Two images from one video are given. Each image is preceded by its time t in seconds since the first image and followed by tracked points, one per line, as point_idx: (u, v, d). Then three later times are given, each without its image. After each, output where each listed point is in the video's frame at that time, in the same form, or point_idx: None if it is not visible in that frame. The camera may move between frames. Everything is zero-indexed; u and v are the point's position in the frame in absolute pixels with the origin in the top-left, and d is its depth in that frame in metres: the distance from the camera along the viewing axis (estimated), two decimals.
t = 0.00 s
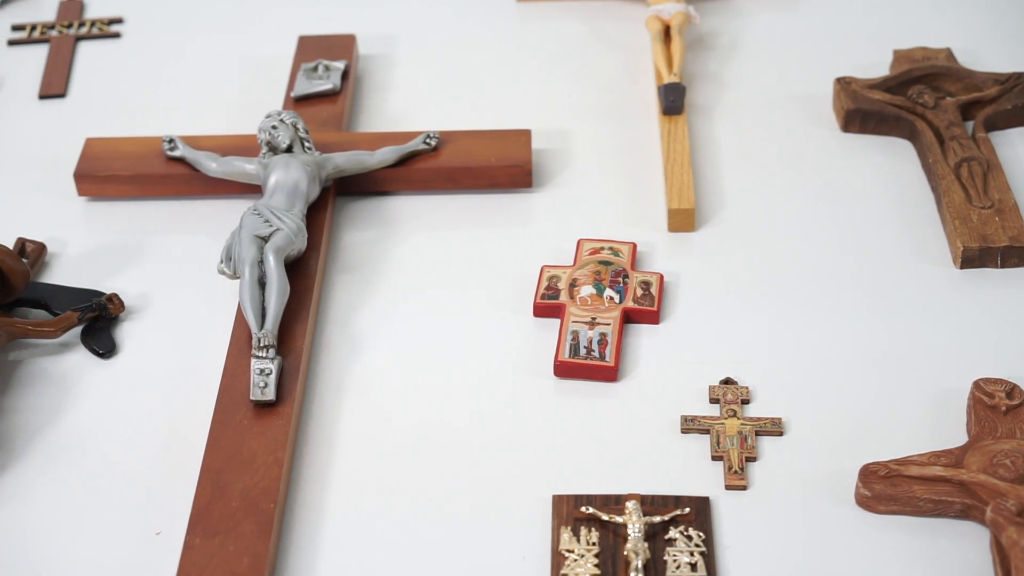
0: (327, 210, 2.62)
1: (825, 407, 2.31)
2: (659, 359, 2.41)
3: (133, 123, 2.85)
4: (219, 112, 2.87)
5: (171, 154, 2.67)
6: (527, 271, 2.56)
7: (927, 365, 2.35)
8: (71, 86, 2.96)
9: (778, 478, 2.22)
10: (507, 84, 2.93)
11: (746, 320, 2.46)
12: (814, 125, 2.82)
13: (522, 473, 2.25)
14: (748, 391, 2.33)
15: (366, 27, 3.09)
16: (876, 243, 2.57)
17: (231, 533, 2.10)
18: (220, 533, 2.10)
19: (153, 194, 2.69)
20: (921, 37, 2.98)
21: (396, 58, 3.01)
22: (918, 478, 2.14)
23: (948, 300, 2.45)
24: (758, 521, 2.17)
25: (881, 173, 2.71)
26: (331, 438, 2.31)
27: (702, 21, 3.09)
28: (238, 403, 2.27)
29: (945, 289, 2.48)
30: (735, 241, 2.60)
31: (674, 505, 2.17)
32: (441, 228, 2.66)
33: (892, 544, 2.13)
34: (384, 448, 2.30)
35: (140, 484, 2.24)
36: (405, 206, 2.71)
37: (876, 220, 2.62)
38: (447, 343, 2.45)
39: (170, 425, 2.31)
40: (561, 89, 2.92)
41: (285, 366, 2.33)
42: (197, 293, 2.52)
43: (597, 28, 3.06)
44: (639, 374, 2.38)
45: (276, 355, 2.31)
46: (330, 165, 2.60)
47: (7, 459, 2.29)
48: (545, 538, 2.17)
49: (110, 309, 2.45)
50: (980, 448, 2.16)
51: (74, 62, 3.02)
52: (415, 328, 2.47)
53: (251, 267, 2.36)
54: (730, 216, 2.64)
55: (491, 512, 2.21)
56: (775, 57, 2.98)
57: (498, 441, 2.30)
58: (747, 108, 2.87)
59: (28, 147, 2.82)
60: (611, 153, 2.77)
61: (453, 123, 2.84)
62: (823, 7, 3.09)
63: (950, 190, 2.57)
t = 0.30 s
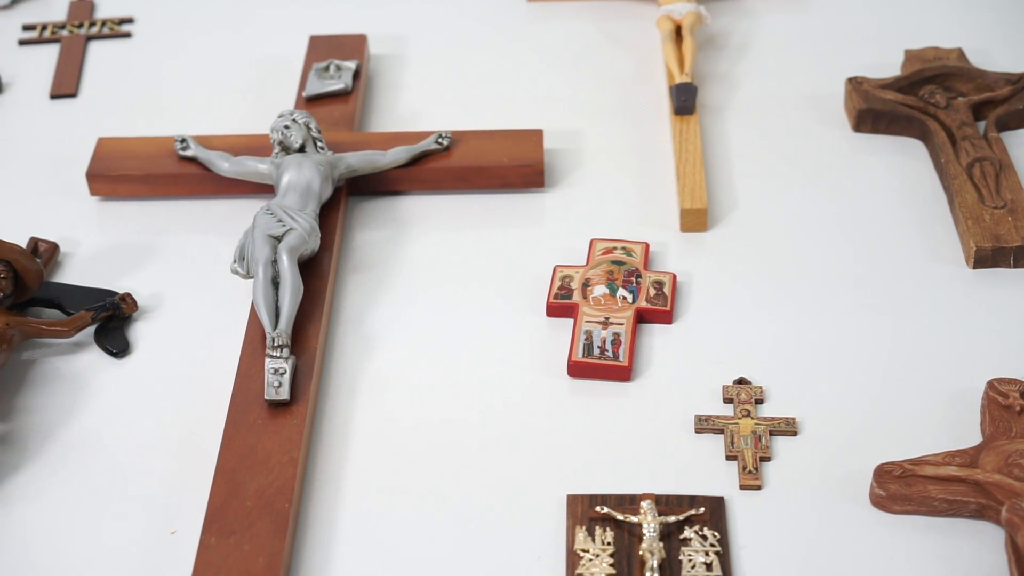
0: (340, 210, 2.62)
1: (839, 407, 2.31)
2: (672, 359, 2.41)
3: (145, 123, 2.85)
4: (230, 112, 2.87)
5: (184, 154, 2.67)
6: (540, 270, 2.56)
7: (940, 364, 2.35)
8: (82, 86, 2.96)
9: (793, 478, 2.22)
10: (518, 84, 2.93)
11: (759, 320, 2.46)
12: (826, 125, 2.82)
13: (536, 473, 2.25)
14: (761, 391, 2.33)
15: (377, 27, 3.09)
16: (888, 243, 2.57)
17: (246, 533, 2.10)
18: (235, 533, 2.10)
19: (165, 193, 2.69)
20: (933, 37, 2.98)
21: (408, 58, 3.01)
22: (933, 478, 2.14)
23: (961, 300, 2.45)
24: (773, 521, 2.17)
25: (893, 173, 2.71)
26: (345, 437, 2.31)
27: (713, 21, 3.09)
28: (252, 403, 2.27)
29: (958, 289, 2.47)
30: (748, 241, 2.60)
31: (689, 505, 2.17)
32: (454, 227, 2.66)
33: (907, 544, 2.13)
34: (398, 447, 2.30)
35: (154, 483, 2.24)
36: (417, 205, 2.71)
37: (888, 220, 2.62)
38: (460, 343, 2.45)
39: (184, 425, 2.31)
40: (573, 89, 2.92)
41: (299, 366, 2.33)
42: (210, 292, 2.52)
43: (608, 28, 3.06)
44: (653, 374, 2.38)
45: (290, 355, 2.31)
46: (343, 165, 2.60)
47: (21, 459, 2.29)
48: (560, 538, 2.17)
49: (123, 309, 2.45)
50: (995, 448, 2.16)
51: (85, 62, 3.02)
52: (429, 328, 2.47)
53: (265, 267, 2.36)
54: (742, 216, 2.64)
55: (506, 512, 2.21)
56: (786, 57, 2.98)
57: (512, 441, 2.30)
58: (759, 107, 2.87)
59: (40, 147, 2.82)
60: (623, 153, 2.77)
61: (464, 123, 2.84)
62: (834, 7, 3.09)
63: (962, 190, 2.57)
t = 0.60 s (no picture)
0: (351, 210, 2.62)
1: (852, 407, 2.31)
2: (684, 359, 2.41)
3: (155, 123, 2.85)
4: (240, 112, 2.87)
5: (194, 154, 2.67)
6: (551, 270, 2.56)
7: (953, 364, 2.35)
8: (92, 86, 2.96)
9: (806, 478, 2.22)
10: (528, 84, 2.93)
11: (771, 320, 2.46)
12: (836, 125, 2.82)
13: (549, 473, 2.25)
14: (774, 391, 2.33)
15: (386, 27, 3.09)
16: (899, 243, 2.57)
17: (259, 532, 2.10)
18: (248, 532, 2.10)
19: (176, 193, 2.69)
20: (943, 37, 2.98)
21: (417, 58, 3.01)
22: (946, 478, 2.14)
23: (973, 300, 2.45)
24: (787, 521, 2.17)
25: (903, 174, 2.71)
26: (357, 437, 2.31)
27: (722, 21, 3.09)
28: (265, 402, 2.27)
29: (970, 289, 2.47)
30: (759, 241, 2.60)
31: (702, 505, 2.17)
32: (465, 227, 2.66)
33: (920, 544, 2.13)
34: (411, 447, 2.30)
35: (167, 484, 2.24)
36: (428, 205, 2.71)
37: (899, 220, 2.62)
38: (472, 342, 2.45)
39: (197, 425, 2.31)
40: (583, 89, 2.92)
41: (311, 365, 2.33)
42: (222, 292, 2.52)
43: (618, 28, 3.06)
44: (665, 374, 2.38)
45: (302, 355, 2.31)
46: (354, 165, 2.60)
47: (33, 459, 2.29)
48: (573, 538, 2.17)
49: (135, 309, 2.45)
50: (1008, 448, 2.16)
51: (95, 62, 3.02)
52: (440, 328, 2.48)
53: (277, 267, 2.36)
54: (753, 215, 2.64)
55: (519, 512, 2.21)
56: (796, 57, 2.98)
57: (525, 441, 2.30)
58: (769, 108, 2.87)
59: (50, 147, 2.82)
60: (633, 153, 2.77)
61: (475, 123, 2.84)
62: (843, 7, 3.09)
63: (973, 190, 2.57)
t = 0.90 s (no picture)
0: (363, 210, 2.62)
1: (864, 407, 2.31)
2: (696, 359, 2.41)
3: (166, 123, 2.85)
4: (251, 112, 2.87)
5: (206, 154, 2.68)
6: (563, 270, 2.56)
7: (965, 365, 2.35)
8: (102, 86, 2.96)
9: (819, 479, 2.22)
10: (539, 84, 2.94)
11: (784, 320, 2.46)
12: (847, 125, 2.82)
13: (563, 473, 2.25)
14: (787, 391, 2.33)
15: (396, 27, 3.09)
16: (911, 243, 2.58)
17: (274, 532, 2.10)
18: (263, 532, 2.10)
19: (188, 193, 2.70)
20: (953, 38, 2.98)
21: (428, 58, 3.01)
22: (960, 478, 2.14)
23: (985, 301, 2.45)
24: (801, 522, 2.17)
25: (915, 174, 2.71)
26: (371, 437, 2.31)
27: (732, 22, 3.09)
28: (279, 402, 2.27)
29: (982, 290, 2.47)
30: (771, 242, 2.60)
31: (716, 505, 2.17)
32: (476, 227, 2.66)
33: (934, 544, 2.13)
34: (424, 447, 2.30)
35: (181, 484, 2.24)
36: (439, 205, 2.71)
37: (911, 221, 2.62)
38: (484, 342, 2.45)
39: (210, 425, 2.32)
40: (593, 89, 2.92)
41: (324, 365, 2.33)
42: (234, 292, 2.52)
43: (628, 28, 3.06)
44: (678, 374, 2.38)
45: (315, 355, 2.31)
46: (366, 165, 2.61)
47: (47, 459, 2.29)
48: (587, 538, 2.17)
49: (147, 309, 2.45)
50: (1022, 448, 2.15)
51: (105, 62, 3.02)
52: (452, 328, 2.48)
53: (290, 267, 2.36)
54: (765, 216, 2.64)
55: (533, 512, 2.21)
56: (806, 58, 2.98)
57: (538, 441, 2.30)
58: (780, 108, 2.87)
59: (62, 147, 2.82)
60: (644, 153, 2.77)
61: (485, 123, 2.84)
62: (853, 7, 3.09)
63: (985, 190, 2.57)
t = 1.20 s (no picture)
0: (377, 210, 2.62)
1: (881, 408, 2.31)
2: (712, 359, 2.41)
3: (179, 123, 2.85)
4: (264, 111, 2.87)
5: (220, 154, 2.68)
6: (577, 271, 2.56)
7: (981, 365, 2.35)
8: (115, 86, 2.96)
9: (836, 479, 2.22)
10: (552, 83, 2.94)
11: (799, 320, 2.46)
12: (860, 125, 2.82)
13: (580, 473, 2.26)
14: (802, 391, 2.33)
15: (409, 27, 3.09)
16: (926, 244, 2.57)
17: (292, 532, 2.11)
18: (280, 532, 2.10)
19: (201, 193, 2.70)
20: (966, 38, 2.98)
21: (440, 58, 3.02)
22: (977, 478, 2.14)
23: (1000, 301, 2.45)
24: (818, 522, 2.17)
25: (929, 174, 2.71)
26: (387, 437, 2.31)
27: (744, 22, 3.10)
28: (295, 402, 2.27)
29: (997, 290, 2.48)
30: (785, 242, 2.60)
31: (733, 505, 2.17)
32: (490, 227, 2.66)
33: (952, 545, 2.13)
34: (441, 447, 2.30)
35: (197, 483, 2.24)
36: (453, 205, 2.71)
37: (925, 221, 2.61)
38: (499, 342, 2.45)
39: (226, 425, 2.32)
40: (606, 89, 2.92)
41: (340, 365, 2.33)
42: (249, 292, 2.52)
43: (640, 28, 3.06)
44: (693, 374, 2.38)
45: (331, 355, 2.31)
46: (380, 164, 2.61)
47: (63, 459, 2.30)
48: (604, 538, 2.17)
49: (162, 308, 2.45)
50: None
51: (118, 62, 3.02)
52: (467, 328, 2.48)
53: (306, 267, 2.36)
54: (779, 216, 2.64)
55: (550, 512, 2.21)
56: (819, 58, 2.98)
57: (554, 442, 2.30)
58: (793, 108, 2.87)
59: (75, 147, 2.83)
60: (657, 153, 2.77)
61: (499, 123, 2.85)
62: (866, 8, 3.09)
63: (1000, 191, 2.57)
